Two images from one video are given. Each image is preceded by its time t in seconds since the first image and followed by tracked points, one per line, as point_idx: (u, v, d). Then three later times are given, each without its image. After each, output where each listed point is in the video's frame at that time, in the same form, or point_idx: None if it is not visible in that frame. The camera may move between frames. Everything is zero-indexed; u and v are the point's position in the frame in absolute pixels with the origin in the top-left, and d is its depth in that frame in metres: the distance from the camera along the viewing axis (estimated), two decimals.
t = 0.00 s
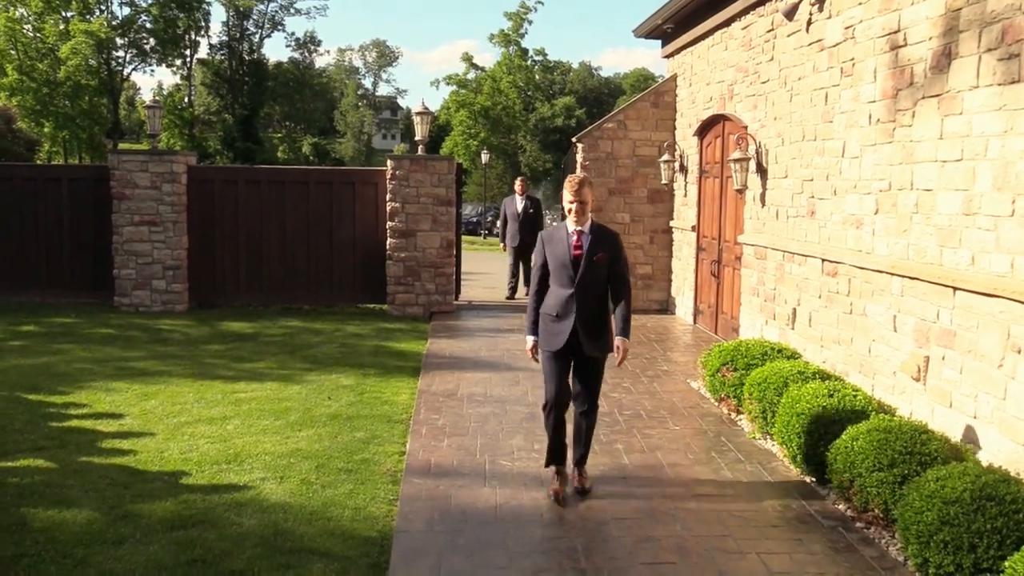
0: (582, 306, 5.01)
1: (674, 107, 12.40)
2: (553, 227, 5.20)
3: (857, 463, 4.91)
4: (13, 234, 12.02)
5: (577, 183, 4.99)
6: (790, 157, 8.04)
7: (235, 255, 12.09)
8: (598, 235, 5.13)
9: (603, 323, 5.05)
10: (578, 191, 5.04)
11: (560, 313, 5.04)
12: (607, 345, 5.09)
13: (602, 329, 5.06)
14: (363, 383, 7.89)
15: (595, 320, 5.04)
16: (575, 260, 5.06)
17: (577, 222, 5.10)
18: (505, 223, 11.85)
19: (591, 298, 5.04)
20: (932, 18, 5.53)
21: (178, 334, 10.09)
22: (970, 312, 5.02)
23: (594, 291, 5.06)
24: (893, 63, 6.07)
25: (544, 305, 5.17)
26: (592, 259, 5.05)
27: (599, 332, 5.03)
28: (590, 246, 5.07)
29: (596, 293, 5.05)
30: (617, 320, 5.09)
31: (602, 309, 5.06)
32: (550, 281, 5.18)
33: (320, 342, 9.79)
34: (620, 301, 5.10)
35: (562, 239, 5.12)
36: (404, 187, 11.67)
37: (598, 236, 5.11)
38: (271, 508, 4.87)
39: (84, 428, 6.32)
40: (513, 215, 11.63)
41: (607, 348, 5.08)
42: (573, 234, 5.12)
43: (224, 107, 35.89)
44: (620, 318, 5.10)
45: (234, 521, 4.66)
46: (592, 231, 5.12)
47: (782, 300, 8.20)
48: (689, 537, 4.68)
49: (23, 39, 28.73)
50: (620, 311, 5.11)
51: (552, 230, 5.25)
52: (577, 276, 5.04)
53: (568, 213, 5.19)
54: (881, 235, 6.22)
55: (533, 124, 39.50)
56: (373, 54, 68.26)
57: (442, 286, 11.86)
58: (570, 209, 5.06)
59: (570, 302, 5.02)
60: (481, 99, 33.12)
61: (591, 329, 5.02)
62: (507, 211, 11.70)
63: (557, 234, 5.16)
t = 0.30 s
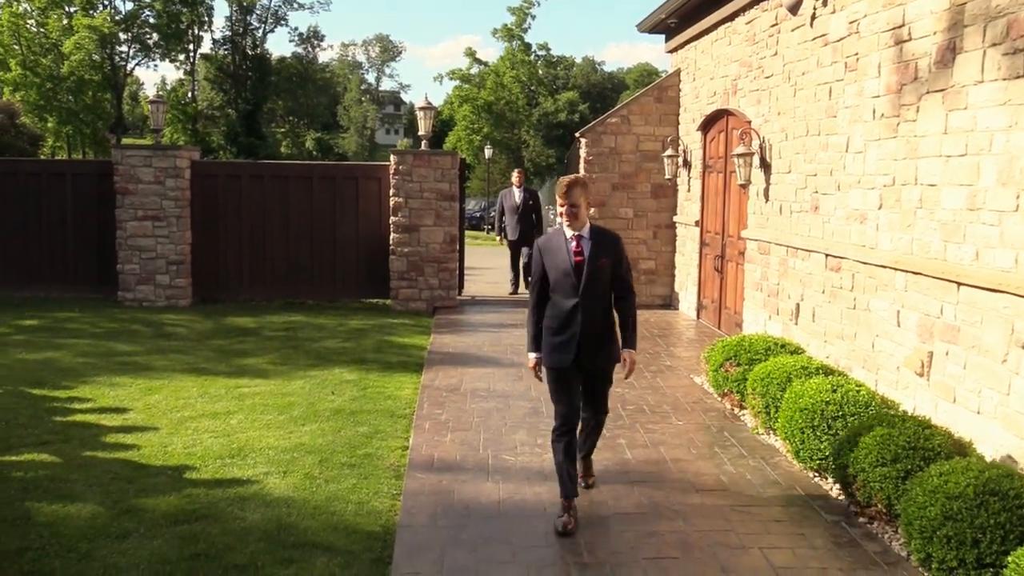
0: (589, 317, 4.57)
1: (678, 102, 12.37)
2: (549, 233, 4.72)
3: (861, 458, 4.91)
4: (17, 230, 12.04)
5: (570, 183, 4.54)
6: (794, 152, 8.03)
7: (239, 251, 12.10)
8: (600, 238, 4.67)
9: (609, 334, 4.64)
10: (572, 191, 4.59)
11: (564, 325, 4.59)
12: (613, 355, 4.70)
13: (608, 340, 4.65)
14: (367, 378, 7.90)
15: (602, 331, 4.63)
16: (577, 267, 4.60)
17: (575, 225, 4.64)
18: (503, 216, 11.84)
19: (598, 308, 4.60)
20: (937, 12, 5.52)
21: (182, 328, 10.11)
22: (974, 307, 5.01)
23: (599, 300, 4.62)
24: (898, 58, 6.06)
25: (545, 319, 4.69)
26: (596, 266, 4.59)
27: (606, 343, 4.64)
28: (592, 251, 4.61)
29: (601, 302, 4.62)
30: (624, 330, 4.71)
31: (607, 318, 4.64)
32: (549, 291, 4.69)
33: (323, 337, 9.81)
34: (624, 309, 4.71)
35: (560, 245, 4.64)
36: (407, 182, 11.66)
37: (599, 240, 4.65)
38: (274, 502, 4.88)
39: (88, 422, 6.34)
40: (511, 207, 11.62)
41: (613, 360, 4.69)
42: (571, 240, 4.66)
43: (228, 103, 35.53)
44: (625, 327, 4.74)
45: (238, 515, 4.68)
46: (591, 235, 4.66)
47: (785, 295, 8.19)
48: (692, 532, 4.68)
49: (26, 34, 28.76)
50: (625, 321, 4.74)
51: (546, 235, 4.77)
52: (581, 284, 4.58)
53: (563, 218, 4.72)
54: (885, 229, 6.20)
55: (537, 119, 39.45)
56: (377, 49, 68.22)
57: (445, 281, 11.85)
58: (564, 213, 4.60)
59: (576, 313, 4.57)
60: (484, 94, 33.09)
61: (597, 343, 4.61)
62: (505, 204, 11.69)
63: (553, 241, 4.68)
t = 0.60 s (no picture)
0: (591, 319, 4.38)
1: (682, 100, 12.35)
2: (550, 228, 4.52)
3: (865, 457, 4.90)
4: (22, 228, 12.06)
5: (573, 175, 4.34)
6: (798, 150, 8.03)
7: (243, 249, 12.11)
8: (604, 235, 4.46)
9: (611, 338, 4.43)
10: (577, 184, 4.39)
11: (564, 326, 4.39)
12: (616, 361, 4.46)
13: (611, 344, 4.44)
14: (371, 376, 7.92)
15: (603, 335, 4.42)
16: (579, 265, 4.40)
17: (577, 220, 4.44)
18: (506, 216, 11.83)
19: (600, 309, 4.40)
20: (942, 10, 5.50)
21: (186, 326, 10.13)
22: (979, 305, 5.00)
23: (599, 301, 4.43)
24: (902, 55, 6.05)
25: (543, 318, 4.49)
26: (599, 264, 4.39)
27: (610, 349, 4.41)
28: (595, 249, 4.40)
29: (603, 303, 4.42)
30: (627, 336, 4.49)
31: (609, 320, 4.44)
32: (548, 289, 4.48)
33: (328, 335, 9.81)
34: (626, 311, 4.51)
35: (562, 241, 4.43)
36: (411, 180, 11.66)
37: (603, 236, 4.45)
38: (279, 499, 4.89)
39: (92, 419, 6.35)
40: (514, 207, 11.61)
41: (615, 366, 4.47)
42: (574, 236, 4.45)
43: (232, 100, 35.66)
44: (626, 332, 4.53)
45: (242, 512, 4.68)
46: (595, 231, 4.45)
47: (790, 293, 8.18)
48: (696, 530, 4.69)
49: (31, 32, 28.81)
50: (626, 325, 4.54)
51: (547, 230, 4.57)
52: (583, 283, 4.38)
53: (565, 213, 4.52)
54: (890, 227, 6.20)
55: (540, 117, 39.46)
56: (381, 47, 68.22)
57: (449, 278, 11.85)
58: (567, 207, 4.39)
59: (576, 314, 4.36)
60: (488, 92, 33.11)
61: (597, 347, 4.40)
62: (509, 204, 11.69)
63: (555, 237, 4.48)
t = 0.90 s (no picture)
0: (594, 339, 4.02)
1: (688, 98, 12.33)
2: (560, 237, 4.17)
3: (871, 455, 4.90)
4: (29, 225, 12.09)
5: (586, 181, 3.98)
6: (805, 148, 8.01)
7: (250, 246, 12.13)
8: (616, 249, 4.08)
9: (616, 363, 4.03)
10: (592, 192, 4.00)
11: (563, 344, 4.05)
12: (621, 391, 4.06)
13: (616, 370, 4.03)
14: (377, 373, 7.92)
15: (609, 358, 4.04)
16: (584, 279, 4.04)
17: (589, 230, 4.07)
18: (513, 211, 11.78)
19: (603, 329, 4.04)
20: (950, 7, 5.48)
21: (193, 324, 10.15)
22: (986, 304, 4.98)
23: (606, 321, 4.06)
24: (910, 53, 6.03)
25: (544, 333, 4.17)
26: (607, 280, 4.02)
27: (614, 375, 4.01)
28: (605, 263, 4.03)
29: (608, 322, 4.06)
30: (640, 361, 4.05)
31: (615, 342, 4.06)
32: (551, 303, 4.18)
33: (334, 332, 9.83)
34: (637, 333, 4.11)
35: (569, 252, 4.09)
36: (418, 178, 11.66)
37: (615, 252, 4.06)
38: (285, 497, 4.90)
39: (100, 417, 6.37)
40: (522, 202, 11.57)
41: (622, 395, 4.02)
42: (582, 247, 4.09)
43: (239, 98, 35.73)
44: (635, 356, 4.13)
45: (249, 509, 4.69)
46: (606, 244, 4.07)
47: (796, 291, 8.16)
48: (702, 528, 4.68)
49: (38, 30, 28.91)
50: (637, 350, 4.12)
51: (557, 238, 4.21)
52: (587, 300, 4.03)
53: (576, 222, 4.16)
54: (897, 225, 6.18)
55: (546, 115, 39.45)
56: (387, 45, 68.24)
57: (456, 276, 11.86)
58: (577, 216, 4.03)
59: (577, 333, 4.02)
60: (494, 90, 33.11)
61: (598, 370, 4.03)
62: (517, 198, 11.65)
63: (563, 247, 4.13)
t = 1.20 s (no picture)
0: (590, 344, 3.71)
1: (699, 97, 12.29)
2: (561, 235, 3.90)
3: (883, 455, 4.88)
4: (41, 224, 12.13)
5: (576, 175, 3.71)
6: (816, 147, 7.98)
7: (260, 245, 12.16)
8: (618, 247, 3.74)
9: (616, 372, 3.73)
10: (591, 184, 3.72)
11: (561, 352, 3.77)
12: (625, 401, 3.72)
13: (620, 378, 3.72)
14: (387, 372, 7.93)
15: (611, 365, 3.73)
16: (580, 280, 3.75)
17: (588, 227, 3.77)
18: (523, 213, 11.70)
19: (601, 333, 3.72)
20: (962, 5, 5.46)
21: (204, 322, 10.18)
22: (999, 303, 4.96)
23: (608, 324, 3.74)
24: (922, 52, 6.00)
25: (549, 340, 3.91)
26: (602, 280, 3.70)
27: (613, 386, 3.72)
28: (602, 263, 3.72)
29: (607, 325, 3.73)
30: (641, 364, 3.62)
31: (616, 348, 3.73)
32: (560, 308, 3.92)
33: (344, 331, 9.85)
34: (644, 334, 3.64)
35: (567, 252, 3.81)
36: (428, 176, 11.68)
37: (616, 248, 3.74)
38: (297, 495, 4.91)
39: (111, 414, 6.40)
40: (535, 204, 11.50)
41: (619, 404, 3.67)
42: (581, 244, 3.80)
43: (250, 97, 35.82)
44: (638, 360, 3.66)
45: (259, 507, 4.71)
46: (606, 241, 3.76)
47: (808, 291, 8.14)
48: (713, 528, 4.67)
49: (51, 30, 29.08)
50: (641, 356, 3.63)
51: (561, 237, 3.94)
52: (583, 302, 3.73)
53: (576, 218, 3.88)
54: (909, 225, 6.16)
55: (557, 114, 39.42)
56: (397, 44, 68.31)
57: (466, 276, 11.87)
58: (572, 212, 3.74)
59: (572, 338, 3.74)
60: (504, 89, 33.11)
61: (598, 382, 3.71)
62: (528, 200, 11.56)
63: (563, 246, 3.86)
